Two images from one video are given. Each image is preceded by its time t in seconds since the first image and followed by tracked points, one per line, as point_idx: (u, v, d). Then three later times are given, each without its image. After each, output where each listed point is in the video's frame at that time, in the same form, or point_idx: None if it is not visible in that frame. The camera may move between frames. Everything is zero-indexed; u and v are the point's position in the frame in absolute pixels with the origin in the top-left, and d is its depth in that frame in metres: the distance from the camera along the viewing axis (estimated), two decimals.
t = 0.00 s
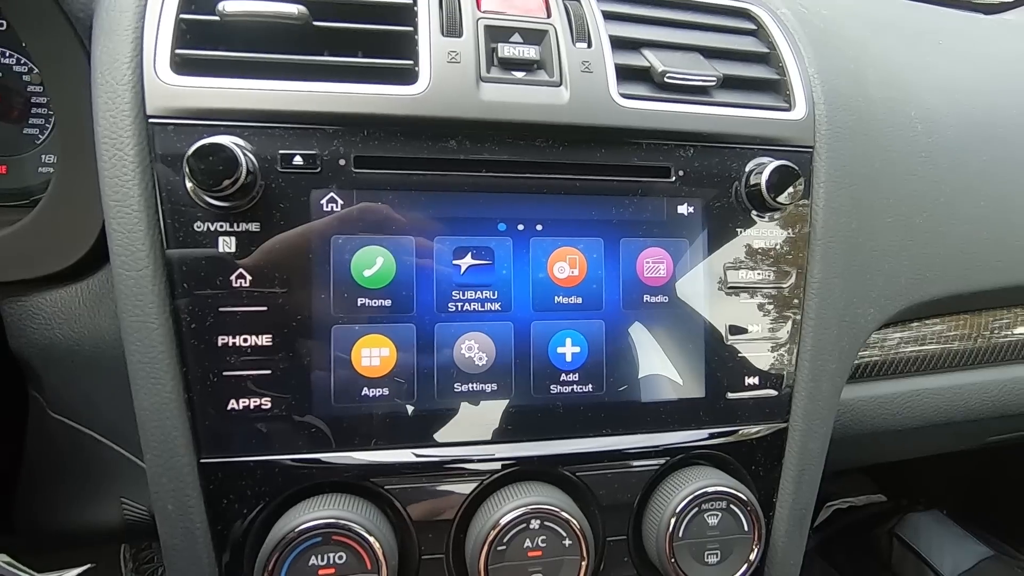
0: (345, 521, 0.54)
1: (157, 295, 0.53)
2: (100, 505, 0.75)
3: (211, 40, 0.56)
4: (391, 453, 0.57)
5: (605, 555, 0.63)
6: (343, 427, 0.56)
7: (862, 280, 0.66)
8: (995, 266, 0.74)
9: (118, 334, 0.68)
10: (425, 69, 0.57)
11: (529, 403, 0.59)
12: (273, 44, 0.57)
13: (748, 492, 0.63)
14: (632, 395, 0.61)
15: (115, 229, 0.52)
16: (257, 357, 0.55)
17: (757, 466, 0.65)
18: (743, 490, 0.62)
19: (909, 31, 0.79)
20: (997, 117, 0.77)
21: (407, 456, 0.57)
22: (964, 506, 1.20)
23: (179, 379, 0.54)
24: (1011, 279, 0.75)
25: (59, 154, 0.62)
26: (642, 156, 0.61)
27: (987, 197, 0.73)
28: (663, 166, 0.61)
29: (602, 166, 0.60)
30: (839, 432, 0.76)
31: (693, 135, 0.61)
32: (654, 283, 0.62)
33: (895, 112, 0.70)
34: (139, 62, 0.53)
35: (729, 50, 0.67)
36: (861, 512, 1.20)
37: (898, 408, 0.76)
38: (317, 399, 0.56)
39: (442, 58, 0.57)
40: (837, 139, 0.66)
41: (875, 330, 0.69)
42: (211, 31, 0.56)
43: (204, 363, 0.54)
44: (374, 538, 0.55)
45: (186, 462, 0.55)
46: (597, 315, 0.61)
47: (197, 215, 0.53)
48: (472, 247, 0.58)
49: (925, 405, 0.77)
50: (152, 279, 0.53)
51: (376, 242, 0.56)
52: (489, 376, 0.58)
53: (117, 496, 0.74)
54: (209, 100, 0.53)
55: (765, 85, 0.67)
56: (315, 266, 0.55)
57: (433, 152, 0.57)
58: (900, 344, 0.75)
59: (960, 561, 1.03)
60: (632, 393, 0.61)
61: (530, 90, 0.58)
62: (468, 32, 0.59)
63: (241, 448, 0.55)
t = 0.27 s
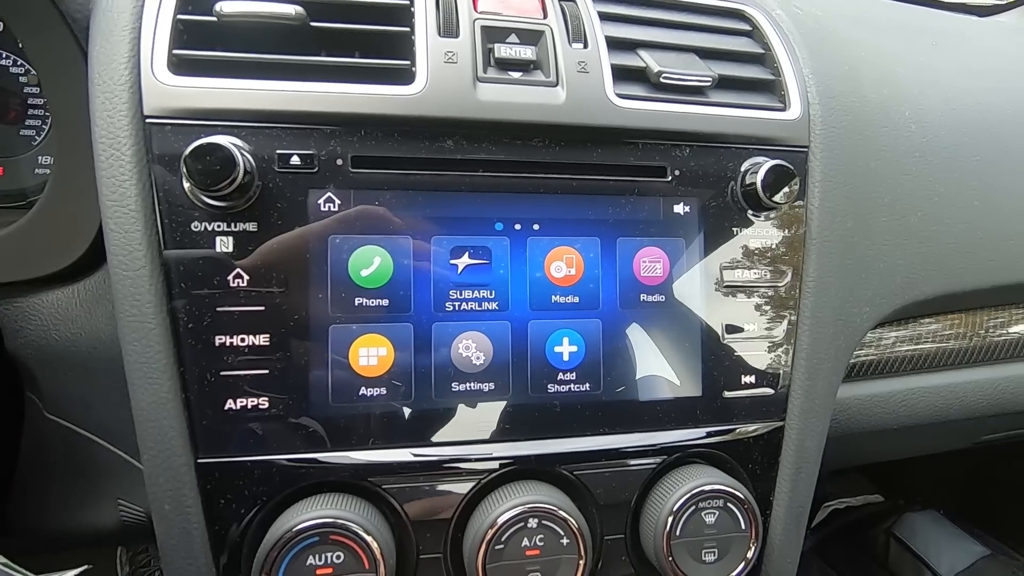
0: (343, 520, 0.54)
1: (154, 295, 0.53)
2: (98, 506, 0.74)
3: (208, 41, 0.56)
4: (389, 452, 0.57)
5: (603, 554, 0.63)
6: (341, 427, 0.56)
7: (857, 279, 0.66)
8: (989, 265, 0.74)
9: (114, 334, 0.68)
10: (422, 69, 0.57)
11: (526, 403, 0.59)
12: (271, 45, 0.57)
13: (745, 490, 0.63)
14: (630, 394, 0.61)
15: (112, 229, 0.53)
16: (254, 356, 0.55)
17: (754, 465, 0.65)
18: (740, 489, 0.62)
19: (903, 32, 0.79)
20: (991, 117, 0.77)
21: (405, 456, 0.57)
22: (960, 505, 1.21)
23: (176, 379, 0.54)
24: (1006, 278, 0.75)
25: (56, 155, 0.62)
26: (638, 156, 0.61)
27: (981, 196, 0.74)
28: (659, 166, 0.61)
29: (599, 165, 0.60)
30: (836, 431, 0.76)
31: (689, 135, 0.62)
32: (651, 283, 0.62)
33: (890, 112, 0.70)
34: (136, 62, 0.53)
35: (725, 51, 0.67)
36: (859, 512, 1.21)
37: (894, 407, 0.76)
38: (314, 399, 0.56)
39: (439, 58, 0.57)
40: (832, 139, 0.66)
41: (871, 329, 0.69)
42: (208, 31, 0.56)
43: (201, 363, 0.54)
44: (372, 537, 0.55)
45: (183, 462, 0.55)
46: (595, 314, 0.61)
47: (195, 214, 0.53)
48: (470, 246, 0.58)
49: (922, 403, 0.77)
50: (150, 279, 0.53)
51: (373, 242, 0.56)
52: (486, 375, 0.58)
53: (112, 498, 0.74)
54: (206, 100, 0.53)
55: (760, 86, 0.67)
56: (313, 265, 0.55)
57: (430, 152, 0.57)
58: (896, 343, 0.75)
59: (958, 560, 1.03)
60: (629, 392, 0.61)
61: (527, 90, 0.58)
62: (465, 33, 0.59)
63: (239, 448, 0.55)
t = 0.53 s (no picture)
0: (340, 524, 0.55)
1: (152, 301, 0.53)
2: (95, 509, 0.75)
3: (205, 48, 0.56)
4: (386, 457, 0.57)
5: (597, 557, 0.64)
6: (338, 431, 0.57)
7: (850, 284, 0.67)
8: (980, 269, 0.75)
9: (112, 338, 0.68)
10: (419, 76, 0.57)
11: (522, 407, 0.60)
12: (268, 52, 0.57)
13: (739, 493, 0.64)
14: (625, 398, 0.62)
15: (110, 236, 0.53)
16: (252, 362, 0.55)
17: (747, 468, 0.66)
18: (734, 491, 0.63)
19: (895, 38, 0.80)
20: (982, 122, 0.78)
21: (402, 460, 0.58)
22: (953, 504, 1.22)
23: (174, 385, 0.54)
24: (996, 282, 0.76)
25: (54, 160, 0.62)
26: (633, 163, 0.61)
27: (972, 201, 0.74)
28: (654, 172, 0.62)
29: (594, 172, 0.61)
30: (829, 433, 0.77)
31: (684, 141, 0.62)
32: (646, 288, 0.62)
33: (882, 118, 0.71)
34: (134, 70, 0.54)
35: (719, 57, 0.68)
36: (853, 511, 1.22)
37: (888, 409, 0.77)
38: (312, 404, 0.56)
39: (435, 65, 0.58)
40: (824, 145, 0.67)
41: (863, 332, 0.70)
42: (206, 38, 0.56)
43: (200, 368, 0.55)
44: (369, 541, 0.55)
45: (182, 467, 0.55)
46: (590, 319, 0.61)
47: (193, 221, 0.54)
48: (467, 252, 0.59)
49: (917, 405, 0.78)
50: (148, 285, 0.53)
51: (371, 248, 0.57)
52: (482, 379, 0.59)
53: (110, 501, 0.74)
54: (204, 108, 0.54)
55: (754, 92, 0.68)
56: (310, 271, 0.56)
57: (427, 159, 0.57)
58: (894, 345, 0.76)
59: (951, 559, 1.04)
60: (624, 396, 0.62)
61: (522, 98, 0.59)
62: (461, 40, 0.59)
63: (237, 452, 0.56)
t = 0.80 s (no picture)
0: (336, 524, 0.55)
1: (148, 300, 0.53)
2: (90, 509, 0.74)
3: (202, 46, 0.56)
4: (382, 456, 0.57)
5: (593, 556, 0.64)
6: (334, 430, 0.57)
7: (846, 285, 0.67)
8: (976, 270, 0.75)
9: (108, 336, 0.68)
10: (417, 75, 0.57)
11: (519, 406, 0.60)
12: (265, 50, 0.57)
13: (735, 493, 0.64)
14: (622, 398, 0.62)
15: (106, 234, 0.53)
16: (248, 361, 0.55)
17: (744, 468, 0.66)
18: (730, 491, 0.63)
19: (892, 39, 0.80)
20: (978, 123, 0.78)
21: (398, 459, 0.58)
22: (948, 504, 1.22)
23: (170, 384, 0.54)
24: (992, 283, 0.76)
25: (49, 157, 0.62)
26: (631, 163, 0.61)
27: (968, 202, 0.75)
28: (652, 172, 0.62)
29: (592, 172, 0.61)
30: (826, 433, 0.77)
31: (682, 141, 0.62)
32: (643, 287, 0.62)
33: (879, 119, 0.71)
34: (130, 67, 0.53)
35: (717, 57, 0.68)
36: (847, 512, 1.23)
37: (884, 409, 0.77)
38: (308, 403, 0.56)
39: (434, 64, 0.58)
40: (822, 145, 0.67)
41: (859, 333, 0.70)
42: (203, 36, 0.56)
43: (196, 367, 0.54)
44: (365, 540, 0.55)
45: (177, 466, 0.55)
46: (587, 318, 0.61)
47: (189, 219, 0.53)
48: (464, 251, 0.59)
49: (913, 406, 0.78)
50: (144, 284, 0.53)
51: (368, 247, 0.57)
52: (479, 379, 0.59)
53: (106, 500, 0.74)
54: (200, 105, 0.53)
55: (752, 92, 0.68)
56: (307, 270, 0.56)
57: (425, 158, 0.57)
58: (889, 346, 0.77)
59: (945, 558, 1.05)
60: (621, 395, 0.62)
61: (520, 97, 0.59)
62: (459, 39, 0.59)
63: (233, 451, 0.56)
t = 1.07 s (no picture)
0: (334, 527, 0.55)
1: (145, 301, 0.53)
2: (87, 510, 0.74)
3: (201, 46, 0.56)
4: (380, 459, 0.57)
5: (592, 559, 0.64)
6: (333, 433, 0.56)
7: (846, 288, 0.67)
8: (975, 274, 0.75)
9: (105, 337, 0.68)
10: (417, 77, 0.57)
11: (518, 410, 0.60)
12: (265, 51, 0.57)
13: (734, 496, 0.64)
14: (621, 401, 0.62)
15: (103, 235, 0.52)
16: (246, 363, 0.55)
17: (742, 471, 0.66)
18: (728, 495, 0.63)
19: (893, 41, 0.80)
20: (978, 126, 0.78)
21: (397, 462, 0.57)
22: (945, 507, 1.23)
23: (168, 385, 0.54)
24: (991, 287, 0.76)
25: (47, 156, 0.62)
26: (630, 165, 0.61)
27: (968, 206, 0.75)
28: (651, 175, 0.62)
29: (592, 174, 0.61)
30: (824, 437, 0.77)
31: (681, 144, 0.62)
32: (642, 291, 0.62)
33: (879, 122, 0.71)
34: (128, 67, 0.53)
35: (718, 60, 0.68)
36: (844, 513, 1.23)
37: (881, 412, 0.77)
38: (306, 406, 0.56)
39: (433, 66, 0.58)
40: (822, 148, 0.67)
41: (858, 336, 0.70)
42: (202, 36, 0.56)
43: (194, 369, 0.54)
44: (362, 543, 0.55)
45: (174, 469, 0.55)
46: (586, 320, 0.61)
47: (187, 220, 0.53)
48: (462, 254, 0.58)
49: (911, 409, 0.78)
50: (141, 285, 0.53)
51: (366, 248, 0.57)
52: (478, 382, 0.59)
53: (103, 501, 0.73)
54: (199, 106, 0.53)
55: (752, 95, 0.67)
56: (305, 272, 0.55)
57: (425, 160, 0.57)
58: (888, 349, 0.76)
59: (943, 561, 1.05)
60: (620, 398, 0.62)
61: (520, 99, 0.59)
62: (459, 41, 0.59)
63: (231, 454, 0.55)
